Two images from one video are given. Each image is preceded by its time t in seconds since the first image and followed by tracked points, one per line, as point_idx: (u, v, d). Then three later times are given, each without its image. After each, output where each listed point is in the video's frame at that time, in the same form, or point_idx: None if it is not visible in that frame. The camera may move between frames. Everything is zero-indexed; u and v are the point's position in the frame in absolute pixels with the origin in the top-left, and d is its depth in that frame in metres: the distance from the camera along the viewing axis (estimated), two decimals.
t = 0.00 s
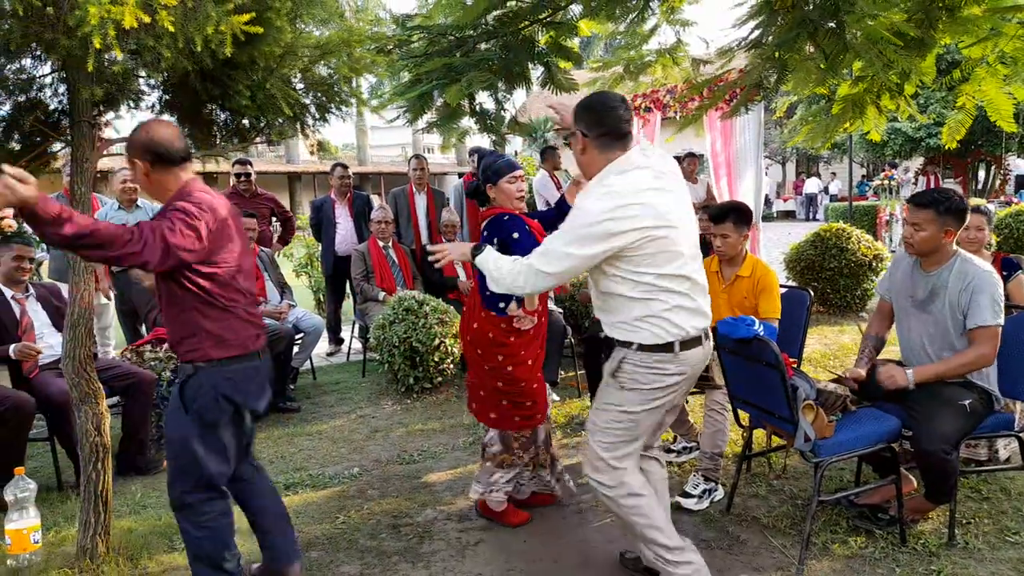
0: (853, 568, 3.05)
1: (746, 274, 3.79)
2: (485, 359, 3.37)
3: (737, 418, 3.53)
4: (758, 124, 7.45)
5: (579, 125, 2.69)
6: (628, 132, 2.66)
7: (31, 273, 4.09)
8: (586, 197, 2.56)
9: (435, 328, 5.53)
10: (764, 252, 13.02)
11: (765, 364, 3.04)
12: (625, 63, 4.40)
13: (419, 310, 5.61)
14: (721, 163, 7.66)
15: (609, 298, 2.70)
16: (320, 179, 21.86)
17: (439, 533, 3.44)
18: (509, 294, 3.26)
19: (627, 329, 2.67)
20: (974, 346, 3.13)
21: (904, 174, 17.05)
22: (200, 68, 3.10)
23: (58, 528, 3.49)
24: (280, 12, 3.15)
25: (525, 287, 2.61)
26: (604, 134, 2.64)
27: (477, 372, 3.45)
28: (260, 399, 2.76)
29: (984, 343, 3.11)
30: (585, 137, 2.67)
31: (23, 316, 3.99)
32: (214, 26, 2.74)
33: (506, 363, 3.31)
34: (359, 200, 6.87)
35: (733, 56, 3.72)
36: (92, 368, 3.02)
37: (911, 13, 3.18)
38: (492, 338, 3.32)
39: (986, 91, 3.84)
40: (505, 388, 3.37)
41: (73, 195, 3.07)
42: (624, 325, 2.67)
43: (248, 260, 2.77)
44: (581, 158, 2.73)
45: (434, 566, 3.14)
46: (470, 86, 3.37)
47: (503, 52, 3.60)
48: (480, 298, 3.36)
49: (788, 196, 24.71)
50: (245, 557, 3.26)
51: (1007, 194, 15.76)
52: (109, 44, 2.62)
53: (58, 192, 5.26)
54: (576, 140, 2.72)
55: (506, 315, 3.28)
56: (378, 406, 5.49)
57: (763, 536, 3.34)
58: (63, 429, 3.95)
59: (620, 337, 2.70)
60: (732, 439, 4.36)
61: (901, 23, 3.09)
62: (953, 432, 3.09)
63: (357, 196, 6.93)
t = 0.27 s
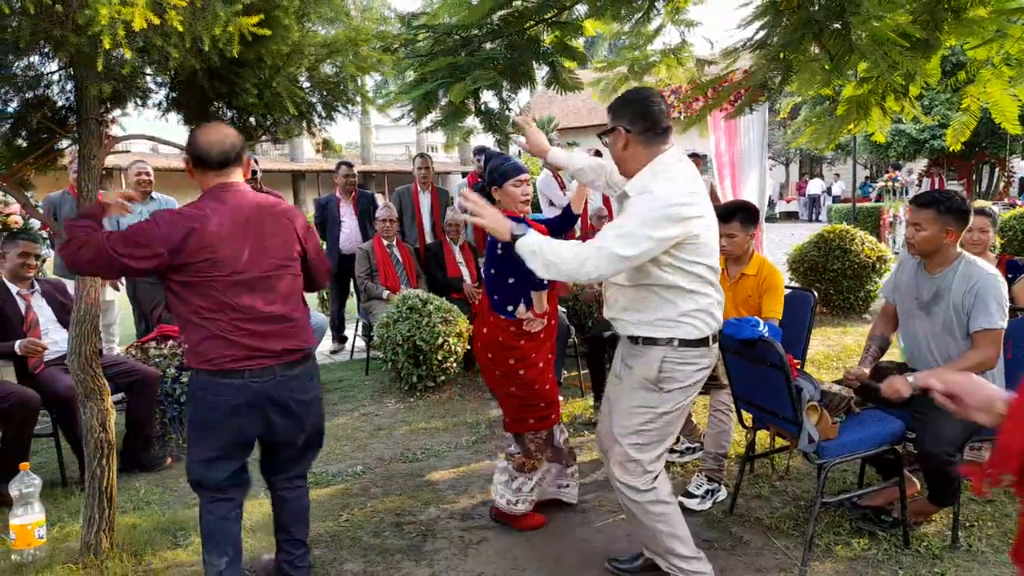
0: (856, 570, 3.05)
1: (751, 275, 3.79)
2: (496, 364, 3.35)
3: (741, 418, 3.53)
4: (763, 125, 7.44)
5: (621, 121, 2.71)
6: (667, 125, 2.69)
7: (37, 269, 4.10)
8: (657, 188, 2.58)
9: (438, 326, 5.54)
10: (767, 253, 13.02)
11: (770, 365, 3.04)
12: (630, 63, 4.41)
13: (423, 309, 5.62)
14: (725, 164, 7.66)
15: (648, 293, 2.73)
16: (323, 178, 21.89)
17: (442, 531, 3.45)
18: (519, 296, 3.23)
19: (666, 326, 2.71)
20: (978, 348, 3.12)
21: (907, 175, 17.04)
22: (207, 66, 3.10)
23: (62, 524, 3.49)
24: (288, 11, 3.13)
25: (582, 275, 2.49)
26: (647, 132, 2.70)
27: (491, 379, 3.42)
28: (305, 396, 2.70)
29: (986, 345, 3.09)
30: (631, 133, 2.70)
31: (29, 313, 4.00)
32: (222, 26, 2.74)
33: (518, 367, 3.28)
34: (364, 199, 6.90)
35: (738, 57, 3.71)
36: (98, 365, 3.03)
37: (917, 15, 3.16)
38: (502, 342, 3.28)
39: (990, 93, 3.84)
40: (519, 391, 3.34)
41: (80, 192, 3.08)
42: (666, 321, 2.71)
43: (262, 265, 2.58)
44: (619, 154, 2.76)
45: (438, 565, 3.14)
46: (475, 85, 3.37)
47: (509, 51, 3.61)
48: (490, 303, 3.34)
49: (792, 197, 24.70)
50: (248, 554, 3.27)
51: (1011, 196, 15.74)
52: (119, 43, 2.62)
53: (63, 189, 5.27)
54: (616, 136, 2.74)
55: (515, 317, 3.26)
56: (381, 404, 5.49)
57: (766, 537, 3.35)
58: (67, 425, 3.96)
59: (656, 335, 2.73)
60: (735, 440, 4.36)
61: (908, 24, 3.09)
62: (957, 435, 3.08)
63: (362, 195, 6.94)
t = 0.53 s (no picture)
0: (854, 569, 3.06)
1: (748, 276, 3.80)
2: (489, 372, 3.38)
3: (738, 419, 3.54)
4: (759, 126, 7.46)
5: (637, 121, 2.76)
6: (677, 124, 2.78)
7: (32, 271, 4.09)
8: (697, 185, 2.67)
9: (435, 327, 5.54)
10: (763, 255, 13.05)
11: (766, 365, 3.04)
12: (626, 64, 4.43)
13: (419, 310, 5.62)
14: (720, 165, 7.68)
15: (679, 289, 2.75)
16: (319, 180, 21.88)
17: (439, 532, 3.45)
18: (506, 306, 3.27)
19: (693, 320, 2.76)
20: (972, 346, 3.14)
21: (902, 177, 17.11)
22: (203, 67, 3.10)
23: (57, 526, 3.48)
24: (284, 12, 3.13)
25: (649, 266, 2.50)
26: (667, 130, 2.78)
27: (487, 387, 3.45)
28: (297, 418, 2.46)
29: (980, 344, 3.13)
30: (655, 134, 2.77)
31: (24, 314, 3.98)
32: (218, 29, 2.74)
33: (507, 376, 3.29)
34: (360, 200, 6.91)
35: (734, 58, 3.72)
36: (93, 366, 3.02)
37: (911, 16, 3.19)
38: (492, 352, 3.32)
39: (985, 95, 3.84)
40: (512, 397, 3.35)
41: (76, 193, 3.08)
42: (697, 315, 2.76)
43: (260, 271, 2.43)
44: (637, 153, 2.80)
45: (435, 565, 3.14)
46: (471, 86, 3.39)
47: (505, 52, 3.61)
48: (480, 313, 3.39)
49: (787, 198, 24.76)
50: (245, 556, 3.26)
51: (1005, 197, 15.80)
52: (114, 45, 2.61)
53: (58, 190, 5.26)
54: (635, 135, 2.78)
55: (502, 328, 3.28)
56: (378, 405, 5.49)
57: (763, 536, 3.35)
58: (63, 427, 3.95)
59: (681, 330, 2.76)
60: (732, 440, 4.37)
61: (901, 26, 3.12)
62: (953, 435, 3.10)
63: (358, 196, 6.95)
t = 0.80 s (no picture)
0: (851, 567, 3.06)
1: (747, 274, 3.81)
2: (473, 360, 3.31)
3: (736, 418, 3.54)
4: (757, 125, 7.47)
5: (650, 122, 2.77)
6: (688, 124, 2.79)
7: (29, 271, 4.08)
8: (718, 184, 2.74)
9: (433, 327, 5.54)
10: (760, 253, 13.06)
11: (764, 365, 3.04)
12: (623, 64, 4.43)
13: (417, 310, 5.62)
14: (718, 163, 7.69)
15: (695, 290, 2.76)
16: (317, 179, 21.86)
17: (436, 531, 3.45)
18: (497, 291, 3.24)
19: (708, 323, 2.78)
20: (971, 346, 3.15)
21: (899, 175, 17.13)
22: (200, 66, 3.10)
23: (54, 527, 3.47)
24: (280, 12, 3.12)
25: (688, 261, 2.47)
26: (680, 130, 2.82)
27: (463, 377, 3.36)
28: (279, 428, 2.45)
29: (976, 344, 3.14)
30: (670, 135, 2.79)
31: (21, 315, 3.97)
32: (215, 26, 2.73)
33: (497, 365, 3.29)
34: (358, 200, 6.89)
35: (731, 57, 3.72)
36: (90, 365, 3.01)
37: (909, 15, 3.15)
38: (483, 339, 3.26)
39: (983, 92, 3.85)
40: (494, 389, 3.32)
41: (73, 193, 3.07)
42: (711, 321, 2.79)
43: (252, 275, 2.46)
44: (651, 153, 2.80)
45: (432, 565, 3.14)
46: (469, 85, 3.39)
47: (503, 51, 3.61)
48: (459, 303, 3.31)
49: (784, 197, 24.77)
50: (243, 556, 3.26)
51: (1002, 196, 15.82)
52: (111, 44, 2.61)
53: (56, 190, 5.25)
54: (647, 137, 2.79)
55: (494, 311, 3.24)
56: (376, 405, 5.49)
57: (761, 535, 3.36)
58: (60, 428, 3.94)
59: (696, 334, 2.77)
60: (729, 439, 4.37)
61: (898, 24, 3.09)
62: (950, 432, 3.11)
63: (356, 196, 6.94)
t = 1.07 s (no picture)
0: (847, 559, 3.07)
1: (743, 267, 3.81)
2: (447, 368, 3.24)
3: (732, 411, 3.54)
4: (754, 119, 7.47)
5: (649, 114, 2.80)
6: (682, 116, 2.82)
7: (24, 268, 4.07)
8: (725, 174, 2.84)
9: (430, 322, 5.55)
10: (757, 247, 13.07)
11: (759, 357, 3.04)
12: (620, 57, 4.43)
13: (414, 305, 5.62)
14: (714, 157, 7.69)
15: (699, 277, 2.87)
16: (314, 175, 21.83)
17: (434, 526, 3.45)
18: (472, 297, 3.18)
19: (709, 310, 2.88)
20: (966, 337, 3.16)
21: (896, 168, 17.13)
22: (194, 61, 3.09)
23: (52, 524, 3.47)
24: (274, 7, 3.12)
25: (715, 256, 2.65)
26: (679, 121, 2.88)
27: (439, 387, 3.29)
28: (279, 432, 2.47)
29: (972, 334, 3.15)
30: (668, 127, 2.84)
31: (17, 312, 3.96)
32: (208, 21, 2.71)
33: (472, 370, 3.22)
34: (354, 195, 6.89)
35: (728, 50, 3.71)
36: (85, 362, 3.00)
37: (906, 7, 3.14)
38: (457, 348, 3.20)
39: (980, 84, 3.85)
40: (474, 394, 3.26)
41: (67, 189, 3.06)
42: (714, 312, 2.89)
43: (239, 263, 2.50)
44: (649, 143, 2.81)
45: (430, 559, 3.14)
46: (466, 80, 3.38)
47: (498, 45, 3.63)
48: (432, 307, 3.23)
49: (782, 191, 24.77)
50: (240, 551, 3.26)
51: (998, 188, 15.84)
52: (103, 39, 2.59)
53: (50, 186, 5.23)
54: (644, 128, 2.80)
55: (469, 319, 3.19)
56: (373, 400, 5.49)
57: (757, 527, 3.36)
58: (58, 424, 3.94)
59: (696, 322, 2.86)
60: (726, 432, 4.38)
61: (896, 16, 3.10)
62: (945, 424, 3.12)
63: (352, 191, 6.92)
